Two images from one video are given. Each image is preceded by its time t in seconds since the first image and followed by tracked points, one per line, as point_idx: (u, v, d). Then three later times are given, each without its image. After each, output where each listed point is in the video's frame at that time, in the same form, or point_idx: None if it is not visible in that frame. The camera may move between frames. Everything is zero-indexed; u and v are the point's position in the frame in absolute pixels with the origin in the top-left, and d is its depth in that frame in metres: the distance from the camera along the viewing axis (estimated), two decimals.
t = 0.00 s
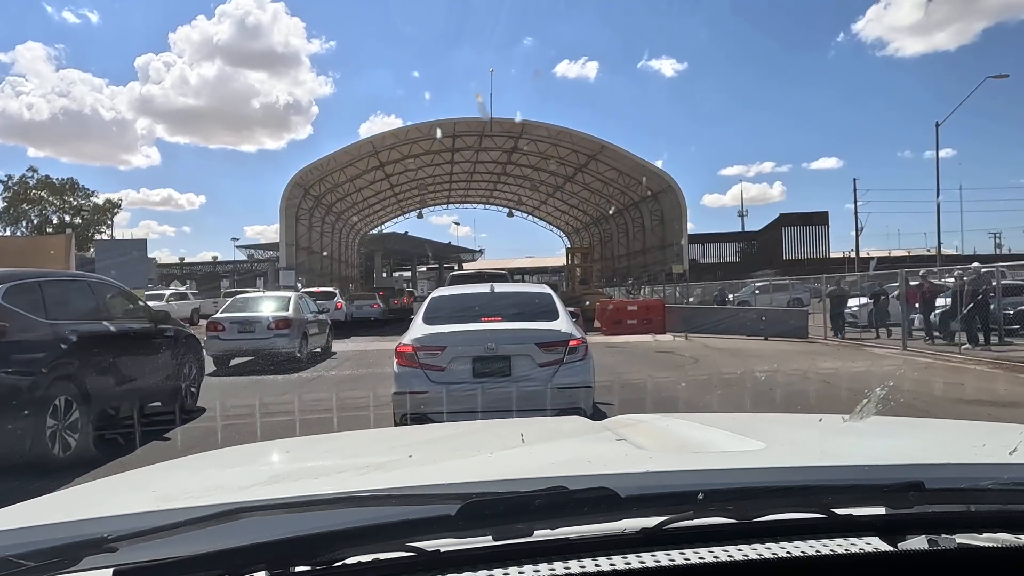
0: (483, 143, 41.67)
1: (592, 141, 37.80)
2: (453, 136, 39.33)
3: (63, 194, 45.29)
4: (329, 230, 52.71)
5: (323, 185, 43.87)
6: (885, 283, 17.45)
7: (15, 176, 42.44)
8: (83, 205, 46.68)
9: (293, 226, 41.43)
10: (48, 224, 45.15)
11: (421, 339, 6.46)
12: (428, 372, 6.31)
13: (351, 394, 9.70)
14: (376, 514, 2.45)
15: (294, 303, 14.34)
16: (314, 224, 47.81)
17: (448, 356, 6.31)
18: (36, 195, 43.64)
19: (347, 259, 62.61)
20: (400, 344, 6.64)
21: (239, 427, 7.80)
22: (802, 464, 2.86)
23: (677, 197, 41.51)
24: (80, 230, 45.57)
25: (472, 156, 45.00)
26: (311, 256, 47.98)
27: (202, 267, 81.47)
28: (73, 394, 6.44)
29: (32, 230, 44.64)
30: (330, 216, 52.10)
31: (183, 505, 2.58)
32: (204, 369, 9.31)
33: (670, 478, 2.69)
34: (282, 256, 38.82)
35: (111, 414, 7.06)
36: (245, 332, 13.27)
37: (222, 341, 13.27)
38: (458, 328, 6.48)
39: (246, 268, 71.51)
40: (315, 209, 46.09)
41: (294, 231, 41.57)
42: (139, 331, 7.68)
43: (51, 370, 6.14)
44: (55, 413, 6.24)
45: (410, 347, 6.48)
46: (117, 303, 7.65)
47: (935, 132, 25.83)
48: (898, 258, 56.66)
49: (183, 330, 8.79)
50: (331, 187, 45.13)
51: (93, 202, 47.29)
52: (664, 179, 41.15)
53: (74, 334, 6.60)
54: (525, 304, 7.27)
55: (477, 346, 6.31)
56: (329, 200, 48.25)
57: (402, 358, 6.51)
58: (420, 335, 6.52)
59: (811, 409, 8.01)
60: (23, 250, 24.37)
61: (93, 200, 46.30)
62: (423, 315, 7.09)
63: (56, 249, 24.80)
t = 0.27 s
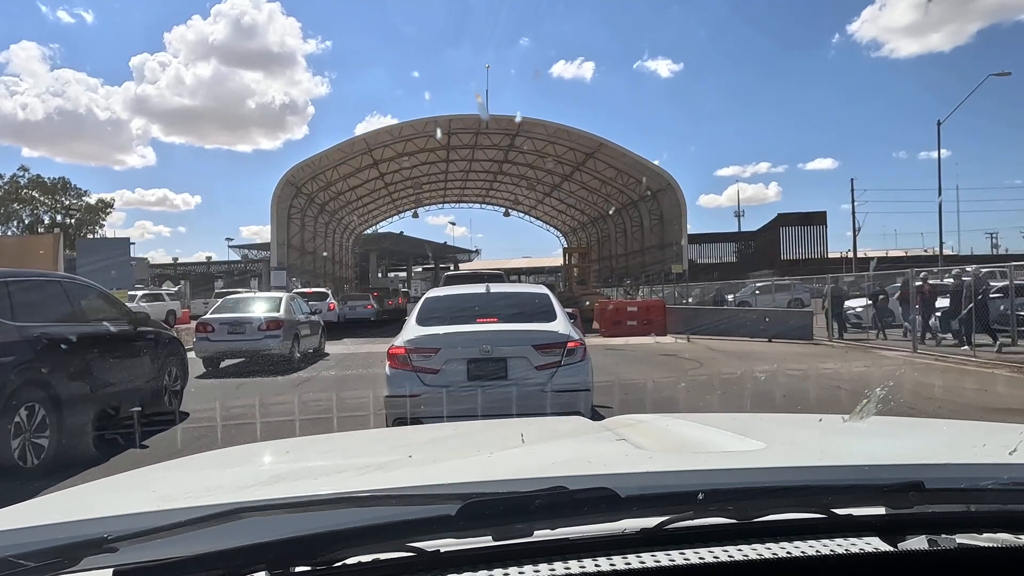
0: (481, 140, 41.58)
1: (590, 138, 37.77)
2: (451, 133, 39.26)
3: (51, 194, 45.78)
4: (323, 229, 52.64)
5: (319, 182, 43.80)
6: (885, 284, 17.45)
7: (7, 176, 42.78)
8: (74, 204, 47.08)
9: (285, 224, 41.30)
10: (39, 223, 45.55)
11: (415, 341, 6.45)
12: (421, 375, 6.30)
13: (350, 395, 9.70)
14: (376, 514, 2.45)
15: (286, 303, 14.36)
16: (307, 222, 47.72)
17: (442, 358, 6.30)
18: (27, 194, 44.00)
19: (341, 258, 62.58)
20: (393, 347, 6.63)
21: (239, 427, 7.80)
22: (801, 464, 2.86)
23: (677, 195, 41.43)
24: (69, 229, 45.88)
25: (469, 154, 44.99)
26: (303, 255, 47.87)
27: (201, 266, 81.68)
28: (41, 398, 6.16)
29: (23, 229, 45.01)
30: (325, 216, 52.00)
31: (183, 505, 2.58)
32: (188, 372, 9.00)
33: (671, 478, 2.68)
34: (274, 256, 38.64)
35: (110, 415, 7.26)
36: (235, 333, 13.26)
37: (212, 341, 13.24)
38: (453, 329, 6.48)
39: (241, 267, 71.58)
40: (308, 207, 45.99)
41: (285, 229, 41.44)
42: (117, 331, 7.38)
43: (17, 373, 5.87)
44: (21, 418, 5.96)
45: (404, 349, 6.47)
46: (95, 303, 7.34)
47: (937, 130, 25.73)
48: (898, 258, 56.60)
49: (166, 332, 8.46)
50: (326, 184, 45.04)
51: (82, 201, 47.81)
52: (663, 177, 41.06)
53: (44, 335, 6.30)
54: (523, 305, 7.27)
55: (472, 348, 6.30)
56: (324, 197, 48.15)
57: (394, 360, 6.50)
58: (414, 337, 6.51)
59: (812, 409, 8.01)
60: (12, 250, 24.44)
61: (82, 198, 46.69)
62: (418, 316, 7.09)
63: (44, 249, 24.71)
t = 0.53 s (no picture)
0: (479, 136, 41.55)
1: (589, 134, 37.76)
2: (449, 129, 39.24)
3: (44, 189, 46.18)
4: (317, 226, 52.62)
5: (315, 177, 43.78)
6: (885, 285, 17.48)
7: None
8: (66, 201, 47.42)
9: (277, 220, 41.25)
10: (32, 220, 45.87)
11: (408, 343, 6.44)
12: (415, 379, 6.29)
13: (350, 394, 9.72)
14: (375, 514, 2.44)
15: (276, 302, 14.35)
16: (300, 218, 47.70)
17: (435, 360, 6.29)
18: (18, 190, 44.23)
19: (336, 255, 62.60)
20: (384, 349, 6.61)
21: (238, 427, 7.81)
22: (801, 464, 2.86)
23: (676, 193, 41.40)
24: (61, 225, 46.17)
25: (466, 150, 44.94)
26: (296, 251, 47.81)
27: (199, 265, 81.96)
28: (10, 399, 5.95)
29: (16, 225, 45.39)
30: (321, 211, 51.90)
31: (183, 505, 2.58)
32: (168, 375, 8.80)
33: (670, 478, 2.68)
34: (262, 253, 38.43)
35: (111, 413, 7.52)
36: (224, 332, 13.16)
37: (200, 340, 13.13)
38: (448, 331, 6.47)
39: (235, 265, 71.63)
40: (301, 203, 45.98)
41: (278, 225, 41.41)
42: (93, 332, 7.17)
43: None
44: None
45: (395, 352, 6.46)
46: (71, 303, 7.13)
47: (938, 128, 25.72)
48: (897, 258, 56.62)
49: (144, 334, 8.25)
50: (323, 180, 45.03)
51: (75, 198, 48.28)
52: (664, 174, 41.00)
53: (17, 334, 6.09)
54: (521, 305, 7.27)
55: (467, 350, 6.30)
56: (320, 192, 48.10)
57: (386, 363, 6.49)
58: (406, 339, 6.50)
59: (811, 409, 8.03)
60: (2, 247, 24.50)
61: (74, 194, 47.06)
62: (412, 317, 7.09)
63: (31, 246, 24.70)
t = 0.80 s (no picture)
0: (478, 133, 41.49)
1: (588, 130, 37.65)
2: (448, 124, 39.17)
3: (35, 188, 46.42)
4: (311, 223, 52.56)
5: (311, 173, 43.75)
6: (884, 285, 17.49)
7: None
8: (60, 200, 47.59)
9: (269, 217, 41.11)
10: (25, 219, 46.00)
11: (400, 345, 6.43)
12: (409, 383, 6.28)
13: (348, 395, 9.73)
14: (376, 514, 2.45)
15: (269, 302, 14.34)
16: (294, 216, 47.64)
17: (429, 363, 6.28)
18: (9, 189, 44.43)
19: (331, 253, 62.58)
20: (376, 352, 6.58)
21: (238, 426, 7.82)
22: (800, 464, 2.86)
23: (677, 190, 41.35)
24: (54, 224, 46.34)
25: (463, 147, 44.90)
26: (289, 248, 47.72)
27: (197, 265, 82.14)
28: None
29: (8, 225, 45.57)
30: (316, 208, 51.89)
31: (183, 505, 2.58)
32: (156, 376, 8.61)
33: (670, 478, 2.68)
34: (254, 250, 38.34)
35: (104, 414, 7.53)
36: (214, 333, 13.13)
37: (191, 342, 13.10)
38: (442, 332, 6.46)
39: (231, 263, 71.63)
40: (294, 199, 45.91)
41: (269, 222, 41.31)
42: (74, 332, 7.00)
43: None
44: None
45: (387, 355, 6.45)
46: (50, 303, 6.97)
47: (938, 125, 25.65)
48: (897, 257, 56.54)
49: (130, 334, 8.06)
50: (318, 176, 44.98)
51: (69, 198, 48.55)
52: (664, 171, 40.93)
53: None
54: (519, 305, 7.27)
55: (463, 352, 6.29)
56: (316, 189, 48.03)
57: (377, 366, 6.48)
58: (399, 341, 6.48)
59: (811, 409, 8.04)
60: None
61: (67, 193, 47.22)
62: (406, 317, 7.07)
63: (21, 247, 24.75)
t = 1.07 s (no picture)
0: (477, 130, 41.48)
1: (588, 126, 37.60)
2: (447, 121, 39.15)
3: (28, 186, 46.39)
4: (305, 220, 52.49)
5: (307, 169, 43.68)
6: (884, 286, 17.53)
7: None
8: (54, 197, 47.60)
9: (262, 214, 41.03)
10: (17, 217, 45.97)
11: (393, 348, 6.41)
12: (401, 388, 6.27)
13: (347, 395, 9.74)
14: (376, 514, 2.44)
15: (260, 302, 14.32)
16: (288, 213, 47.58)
17: (422, 367, 6.26)
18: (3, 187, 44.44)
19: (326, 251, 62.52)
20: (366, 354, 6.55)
21: (236, 427, 7.81)
22: (800, 464, 2.86)
23: (677, 188, 41.34)
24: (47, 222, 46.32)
25: (460, 145, 44.87)
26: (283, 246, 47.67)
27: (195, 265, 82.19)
28: None
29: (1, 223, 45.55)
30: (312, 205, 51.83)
31: (182, 505, 2.57)
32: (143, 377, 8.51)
33: (670, 478, 2.68)
34: (245, 249, 38.21)
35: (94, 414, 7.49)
36: (204, 334, 13.11)
37: (180, 342, 13.09)
38: (437, 335, 6.45)
39: (227, 262, 71.50)
40: (288, 196, 45.84)
41: (263, 218, 41.22)
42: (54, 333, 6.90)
43: None
44: None
45: (378, 359, 6.43)
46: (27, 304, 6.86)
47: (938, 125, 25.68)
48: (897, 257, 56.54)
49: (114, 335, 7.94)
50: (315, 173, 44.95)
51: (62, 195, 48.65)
52: (665, 169, 40.90)
53: None
54: (518, 306, 7.26)
55: (458, 355, 6.27)
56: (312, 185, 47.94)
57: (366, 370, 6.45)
58: (391, 344, 6.47)
59: (811, 410, 8.06)
60: None
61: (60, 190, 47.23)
62: (402, 318, 7.06)
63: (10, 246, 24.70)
